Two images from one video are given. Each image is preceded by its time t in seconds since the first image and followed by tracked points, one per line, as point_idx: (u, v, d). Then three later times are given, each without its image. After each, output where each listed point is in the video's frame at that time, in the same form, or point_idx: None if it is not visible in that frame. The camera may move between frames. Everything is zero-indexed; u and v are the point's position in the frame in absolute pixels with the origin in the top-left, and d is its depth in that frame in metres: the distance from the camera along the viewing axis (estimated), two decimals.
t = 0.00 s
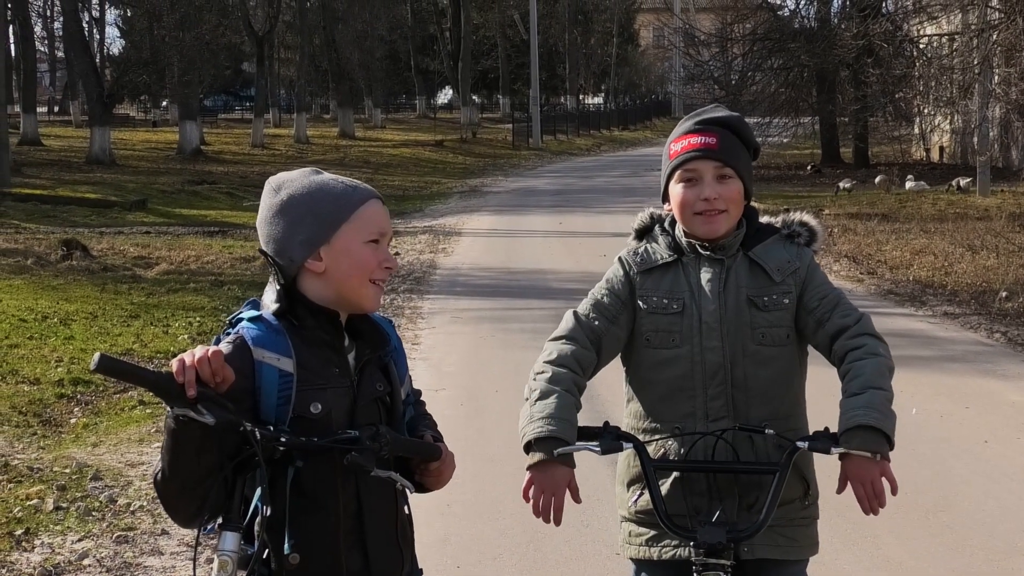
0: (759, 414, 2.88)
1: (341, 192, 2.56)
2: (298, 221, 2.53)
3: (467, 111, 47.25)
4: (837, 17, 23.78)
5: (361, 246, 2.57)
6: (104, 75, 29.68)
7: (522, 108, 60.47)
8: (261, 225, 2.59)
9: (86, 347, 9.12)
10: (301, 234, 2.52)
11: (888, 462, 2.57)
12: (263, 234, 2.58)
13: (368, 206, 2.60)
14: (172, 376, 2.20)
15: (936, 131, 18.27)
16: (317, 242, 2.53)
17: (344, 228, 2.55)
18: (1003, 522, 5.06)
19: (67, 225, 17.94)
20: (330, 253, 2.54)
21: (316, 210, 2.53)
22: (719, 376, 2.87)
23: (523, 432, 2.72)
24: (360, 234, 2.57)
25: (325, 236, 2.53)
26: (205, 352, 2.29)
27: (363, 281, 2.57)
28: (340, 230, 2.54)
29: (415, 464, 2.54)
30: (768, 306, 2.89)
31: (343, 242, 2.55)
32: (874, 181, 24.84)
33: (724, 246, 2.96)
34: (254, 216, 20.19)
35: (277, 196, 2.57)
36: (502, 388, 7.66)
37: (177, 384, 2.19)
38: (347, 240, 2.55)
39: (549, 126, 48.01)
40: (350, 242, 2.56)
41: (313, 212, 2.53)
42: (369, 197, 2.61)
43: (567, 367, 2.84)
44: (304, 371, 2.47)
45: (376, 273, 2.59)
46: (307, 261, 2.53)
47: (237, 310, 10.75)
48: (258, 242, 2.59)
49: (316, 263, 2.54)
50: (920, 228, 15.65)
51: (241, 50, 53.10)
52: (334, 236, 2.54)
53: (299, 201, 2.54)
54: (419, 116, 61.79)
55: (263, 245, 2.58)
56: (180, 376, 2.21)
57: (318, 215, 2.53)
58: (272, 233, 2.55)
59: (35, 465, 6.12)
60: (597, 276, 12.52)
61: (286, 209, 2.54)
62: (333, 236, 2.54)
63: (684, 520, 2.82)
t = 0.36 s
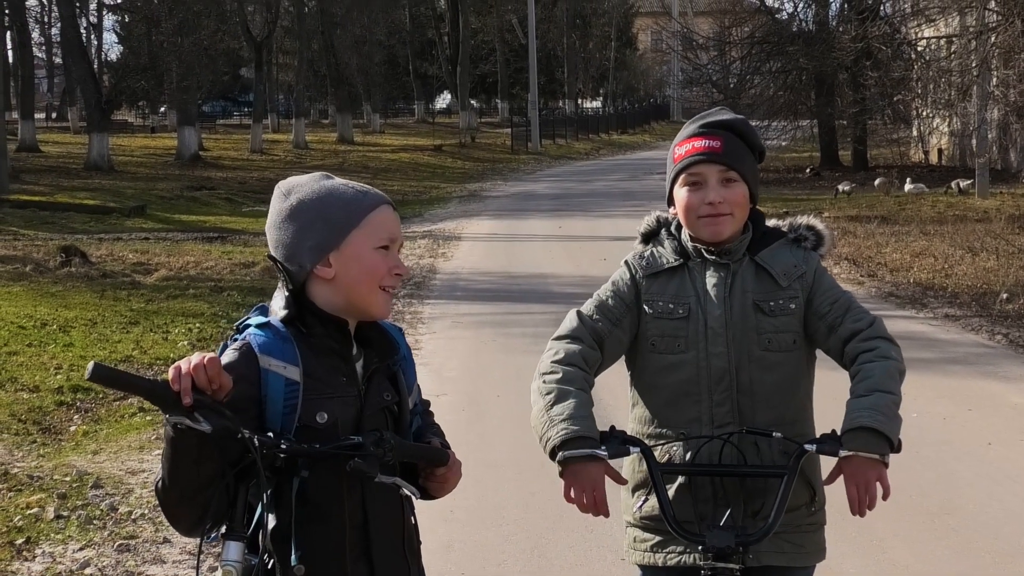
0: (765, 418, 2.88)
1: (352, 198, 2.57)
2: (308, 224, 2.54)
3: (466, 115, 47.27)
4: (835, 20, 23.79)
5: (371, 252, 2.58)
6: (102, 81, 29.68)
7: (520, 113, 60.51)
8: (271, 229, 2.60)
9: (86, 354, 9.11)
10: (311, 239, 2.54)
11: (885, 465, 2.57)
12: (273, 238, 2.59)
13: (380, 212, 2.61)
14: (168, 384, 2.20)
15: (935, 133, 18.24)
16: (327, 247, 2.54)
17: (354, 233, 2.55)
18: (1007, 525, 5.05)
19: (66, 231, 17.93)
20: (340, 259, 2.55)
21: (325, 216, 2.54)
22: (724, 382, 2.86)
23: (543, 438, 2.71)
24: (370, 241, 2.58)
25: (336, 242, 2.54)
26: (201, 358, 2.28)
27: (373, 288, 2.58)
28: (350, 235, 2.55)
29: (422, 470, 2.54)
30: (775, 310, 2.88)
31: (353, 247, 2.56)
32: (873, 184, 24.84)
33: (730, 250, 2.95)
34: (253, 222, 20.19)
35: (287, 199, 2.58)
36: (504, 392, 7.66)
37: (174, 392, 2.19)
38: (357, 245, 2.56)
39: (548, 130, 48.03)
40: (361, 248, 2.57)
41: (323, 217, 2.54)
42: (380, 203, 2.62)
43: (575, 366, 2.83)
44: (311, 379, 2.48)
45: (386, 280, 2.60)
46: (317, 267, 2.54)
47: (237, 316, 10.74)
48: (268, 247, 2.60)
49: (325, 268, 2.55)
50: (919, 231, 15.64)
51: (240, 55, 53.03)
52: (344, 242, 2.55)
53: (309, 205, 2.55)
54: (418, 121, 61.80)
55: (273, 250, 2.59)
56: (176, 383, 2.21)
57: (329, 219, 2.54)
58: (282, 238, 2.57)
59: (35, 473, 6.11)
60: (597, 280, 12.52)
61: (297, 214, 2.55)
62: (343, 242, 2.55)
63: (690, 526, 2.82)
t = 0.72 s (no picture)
0: (766, 430, 2.87)
1: (354, 209, 2.58)
2: (309, 236, 2.54)
3: (458, 121, 47.28)
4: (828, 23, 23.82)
5: (374, 265, 2.59)
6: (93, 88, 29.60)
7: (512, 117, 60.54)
8: (271, 241, 2.60)
9: (80, 363, 9.07)
10: (313, 253, 2.54)
11: (881, 470, 2.55)
12: (272, 252, 2.59)
13: (383, 224, 2.63)
14: (159, 398, 2.17)
15: (928, 135, 18.25)
16: (330, 260, 2.54)
17: (357, 245, 2.57)
18: (1010, 529, 5.04)
19: (57, 239, 17.87)
20: (343, 272, 2.55)
21: (326, 228, 2.54)
22: (724, 396, 2.86)
23: (543, 451, 2.69)
24: (373, 254, 2.59)
25: (338, 255, 2.55)
26: (193, 371, 2.26)
27: (377, 302, 2.59)
28: (354, 248, 2.56)
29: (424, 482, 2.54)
30: (774, 321, 2.86)
31: (356, 262, 2.57)
32: (866, 187, 24.87)
33: (729, 261, 2.94)
34: (246, 229, 20.15)
35: (287, 211, 2.58)
36: (501, 398, 7.64)
37: (165, 406, 2.16)
38: (359, 259, 2.57)
39: (540, 135, 48.05)
40: (364, 260, 2.58)
41: (323, 230, 2.54)
42: (382, 214, 2.63)
43: (572, 376, 2.81)
44: (313, 395, 2.47)
45: (390, 293, 2.61)
46: (319, 281, 2.55)
47: (231, 323, 10.71)
48: (268, 260, 2.60)
49: (328, 282, 2.55)
50: (913, 233, 15.66)
51: (232, 61, 52.95)
52: (347, 254, 2.55)
53: (311, 219, 2.55)
54: (410, 126, 61.85)
55: (273, 263, 2.59)
56: (167, 398, 2.18)
57: (330, 231, 2.54)
58: (282, 251, 2.56)
59: (30, 483, 6.07)
60: (591, 285, 12.50)
61: (298, 226, 2.55)
62: (346, 254, 2.55)
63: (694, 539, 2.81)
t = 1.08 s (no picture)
0: (771, 426, 2.87)
1: (349, 201, 2.56)
2: (303, 229, 2.52)
3: (449, 116, 47.22)
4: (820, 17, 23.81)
5: (371, 259, 2.58)
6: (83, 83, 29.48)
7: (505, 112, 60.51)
8: (264, 236, 2.58)
9: (73, 358, 9.04)
10: (309, 246, 2.52)
11: (895, 473, 2.54)
12: (266, 247, 2.57)
13: (378, 217, 2.61)
14: (166, 395, 2.18)
15: (921, 130, 18.25)
16: (327, 253, 2.52)
17: (354, 239, 2.55)
18: (1010, 524, 5.04)
19: (49, 235, 17.80)
20: (340, 266, 2.54)
21: (319, 221, 2.52)
22: (726, 392, 2.85)
23: (545, 449, 2.68)
24: (368, 246, 2.57)
25: (336, 248, 2.53)
26: (199, 368, 2.26)
27: (374, 297, 2.57)
28: (350, 241, 2.55)
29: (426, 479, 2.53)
30: (778, 313, 2.85)
31: (352, 255, 2.55)
32: (858, 181, 24.88)
33: (731, 252, 2.92)
34: (238, 224, 20.09)
35: (281, 204, 2.56)
36: (495, 394, 7.63)
37: (171, 403, 2.16)
38: (355, 252, 2.56)
39: (532, 129, 48.00)
40: (361, 255, 2.57)
41: (317, 222, 2.52)
42: (378, 207, 2.62)
43: (575, 375, 2.80)
44: (311, 392, 2.46)
45: (386, 287, 2.60)
46: (317, 275, 2.54)
47: (224, 319, 10.68)
48: (261, 256, 2.59)
49: (325, 277, 2.54)
50: (907, 228, 15.67)
51: (223, 56, 52.78)
52: (344, 248, 2.54)
53: (304, 211, 2.53)
54: (401, 121, 61.72)
55: (266, 260, 2.57)
56: (174, 394, 2.19)
57: (323, 223, 2.52)
58: (276, 246, 2.55)
59: (25, 480, 6.04)
60: (585, 279, 12.49)
61: (291, 220, 2.54)
62: (344, 247, 2.54)
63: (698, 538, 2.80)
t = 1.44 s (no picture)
0: (760, 426, 2.85)
1: (333, 200, 2.53)
2: (283, 229, 2.48)
3: (435, 108, 47.13)
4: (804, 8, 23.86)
5: (356, 257, 2.54)
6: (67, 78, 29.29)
7: (490, 104, 60.41)
8: (245, 233, 2.53)
9: (57, 354, 8.96)
10: (293, 245, 2.47)
11: (878, 464, 2.52)
12: (247, 246, 2.52)
13: (363, 215, 2.57)
14: (147, 397, 2.12)
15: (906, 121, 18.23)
16: (312, 253, 2.48)
17: (339, 238, 2.51)
18: (999, 517, 5.03)
19: (34, 230, 17.68)
20: (325, 266, 2.50)
21: (306, 223, 2.48)
22: (715, 392, 2.83)
23: (527, 447, 2.65)
24: (353, 246, 2.54)
25: (321, 247, 2.49)
26: (181, 368, 2.22)
27: (360, 296, 2.54)
28: (334, 240, 2.51)
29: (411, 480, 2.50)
30: (767, 314, 2.83)
31: (337, 253, 2.51)
32: (844, 172, 24.91)
33: (721, 252, 2.89)
34: (224, 219, 20.00)
35: (265, 202, 2.50)
36: (483, 388, 7.60)
37: (153, 404, 2.10)
38: (340, 252, 2.52)
39: (517, 122, 47.92)
40: (346, 254, 2.53)
41: (302, 222, 2.48)
42: (361, 206, 2.58)
43: (561, 376, 2.78)
44: (295, 393, 2.42)
45: (372, 286, 2.56)
46: (301, 275, 2.49)
47: (210, 314, 10.62)
48: (242, 255, 2.54)
49: (310, 275, 2.50)
50: (893, 219, 15.68)
51: (207, 50, 52.52)
52: (329, 247, 2.50)
53: (288, 210, 2.49)
54: (386, 114, 61.54)
55: (249, 258, 2.52)
56: (155, 396, 2.13)
57: (306, 223, 2.48)
58: (258, 245, 2.49)
59: (9, 477, 5.98)
60: (572, 272, 12.46)
61: (274, 218, 2.48)
62: (329, 246, 2.50)
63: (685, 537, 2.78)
